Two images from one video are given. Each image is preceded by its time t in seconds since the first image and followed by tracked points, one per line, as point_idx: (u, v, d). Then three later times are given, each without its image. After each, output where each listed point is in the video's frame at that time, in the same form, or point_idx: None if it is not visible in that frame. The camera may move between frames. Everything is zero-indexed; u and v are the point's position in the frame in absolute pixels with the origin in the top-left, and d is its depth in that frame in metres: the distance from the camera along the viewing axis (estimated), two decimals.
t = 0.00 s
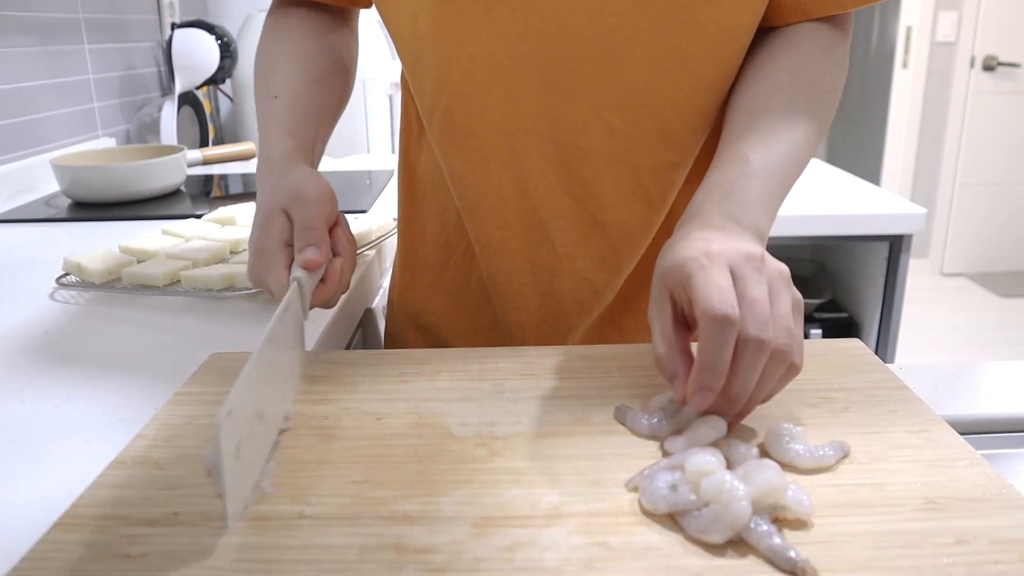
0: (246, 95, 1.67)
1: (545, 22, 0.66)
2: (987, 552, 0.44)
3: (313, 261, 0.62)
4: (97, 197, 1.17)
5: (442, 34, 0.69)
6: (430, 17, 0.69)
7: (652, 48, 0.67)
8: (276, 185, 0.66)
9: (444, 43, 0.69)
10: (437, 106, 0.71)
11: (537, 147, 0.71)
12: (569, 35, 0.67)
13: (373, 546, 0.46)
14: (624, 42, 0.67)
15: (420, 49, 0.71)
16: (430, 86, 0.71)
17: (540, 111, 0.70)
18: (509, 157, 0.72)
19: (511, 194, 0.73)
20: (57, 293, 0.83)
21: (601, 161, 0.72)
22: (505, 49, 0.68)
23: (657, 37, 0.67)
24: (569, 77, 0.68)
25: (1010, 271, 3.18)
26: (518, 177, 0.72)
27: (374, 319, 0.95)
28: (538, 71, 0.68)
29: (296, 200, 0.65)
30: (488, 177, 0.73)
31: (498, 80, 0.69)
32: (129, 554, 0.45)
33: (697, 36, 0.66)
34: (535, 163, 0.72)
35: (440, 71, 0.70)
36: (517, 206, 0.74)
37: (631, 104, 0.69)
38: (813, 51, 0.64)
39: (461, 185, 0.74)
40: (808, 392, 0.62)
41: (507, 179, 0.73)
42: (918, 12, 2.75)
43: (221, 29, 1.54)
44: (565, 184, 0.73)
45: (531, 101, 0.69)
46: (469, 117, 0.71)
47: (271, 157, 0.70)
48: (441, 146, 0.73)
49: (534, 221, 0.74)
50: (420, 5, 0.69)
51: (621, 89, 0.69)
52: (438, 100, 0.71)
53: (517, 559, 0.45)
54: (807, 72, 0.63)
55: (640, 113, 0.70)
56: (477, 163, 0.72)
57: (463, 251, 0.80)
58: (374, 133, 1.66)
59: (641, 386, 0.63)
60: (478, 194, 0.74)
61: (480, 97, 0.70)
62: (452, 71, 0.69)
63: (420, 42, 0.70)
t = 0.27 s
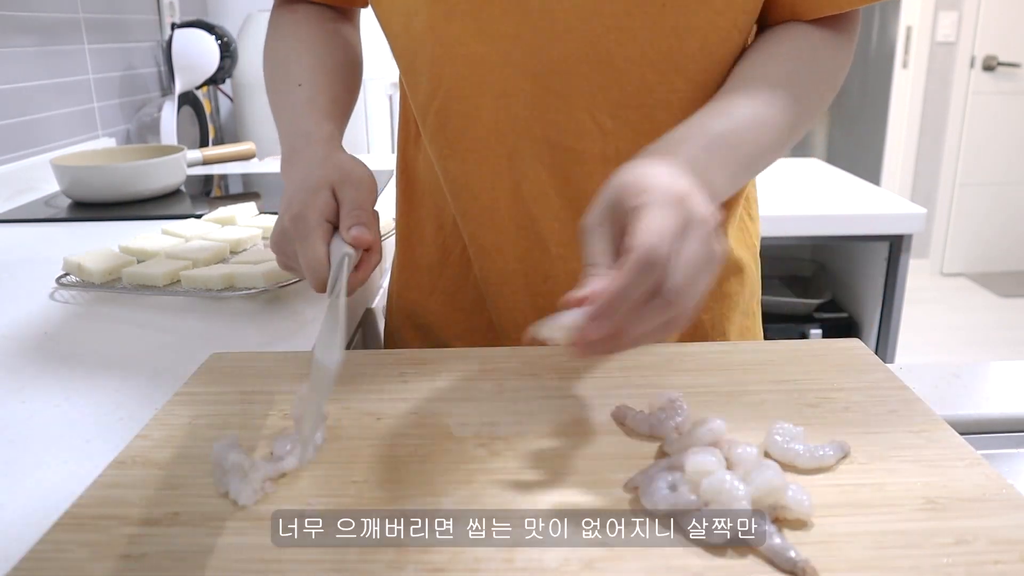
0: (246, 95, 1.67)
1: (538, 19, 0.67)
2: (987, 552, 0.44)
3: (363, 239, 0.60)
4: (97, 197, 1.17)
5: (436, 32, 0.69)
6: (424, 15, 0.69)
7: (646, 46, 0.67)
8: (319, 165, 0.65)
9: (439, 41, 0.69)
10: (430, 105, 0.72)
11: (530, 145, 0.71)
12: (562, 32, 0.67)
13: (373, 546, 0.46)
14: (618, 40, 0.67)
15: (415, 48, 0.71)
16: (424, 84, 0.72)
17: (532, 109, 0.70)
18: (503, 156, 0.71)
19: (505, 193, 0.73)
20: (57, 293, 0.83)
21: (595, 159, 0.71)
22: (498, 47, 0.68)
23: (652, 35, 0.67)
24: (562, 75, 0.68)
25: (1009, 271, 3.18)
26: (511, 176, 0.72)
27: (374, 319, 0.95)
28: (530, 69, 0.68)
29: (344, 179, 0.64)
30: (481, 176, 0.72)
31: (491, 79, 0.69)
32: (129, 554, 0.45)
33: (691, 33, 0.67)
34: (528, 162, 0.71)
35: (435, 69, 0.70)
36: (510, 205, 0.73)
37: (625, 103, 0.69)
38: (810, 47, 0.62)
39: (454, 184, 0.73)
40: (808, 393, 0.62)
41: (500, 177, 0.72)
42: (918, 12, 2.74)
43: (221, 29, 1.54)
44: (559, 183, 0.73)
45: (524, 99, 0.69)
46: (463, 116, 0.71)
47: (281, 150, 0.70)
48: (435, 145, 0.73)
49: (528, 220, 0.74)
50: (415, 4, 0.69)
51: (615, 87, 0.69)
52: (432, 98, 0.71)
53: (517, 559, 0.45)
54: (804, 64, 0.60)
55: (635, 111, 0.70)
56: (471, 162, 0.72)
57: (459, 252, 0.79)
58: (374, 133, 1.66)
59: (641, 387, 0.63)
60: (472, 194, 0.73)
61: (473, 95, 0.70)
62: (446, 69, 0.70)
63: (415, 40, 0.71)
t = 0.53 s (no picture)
0: (246, 95, 1.67)
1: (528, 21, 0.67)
2: (987, 553, 0.44)
3: (346, 265, 0.62)
4: (97, 197, 1.17)
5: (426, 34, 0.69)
6: (415, 16, 0.69)
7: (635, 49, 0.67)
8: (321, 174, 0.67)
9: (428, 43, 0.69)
10: (422, 107, 0.71)
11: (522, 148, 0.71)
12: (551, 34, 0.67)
13: (373, 546, 0.46)
14: (608, 42, 0.67)
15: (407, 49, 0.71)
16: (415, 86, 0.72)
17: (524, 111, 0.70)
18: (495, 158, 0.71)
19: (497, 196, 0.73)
20: (57, 293, 0.83)
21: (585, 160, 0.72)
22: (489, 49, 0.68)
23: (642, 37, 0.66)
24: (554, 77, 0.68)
25: (1009, 271, 3.18)
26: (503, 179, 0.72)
27: (374, 319, 0.95)
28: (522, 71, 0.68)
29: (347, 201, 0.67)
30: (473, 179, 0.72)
31: (482, 80, 0.69)
32: (129, 554, 0.45)
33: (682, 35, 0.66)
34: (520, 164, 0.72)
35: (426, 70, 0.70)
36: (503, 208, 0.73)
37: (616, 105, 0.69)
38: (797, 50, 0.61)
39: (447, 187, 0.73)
40: (808, 393, 0.62)
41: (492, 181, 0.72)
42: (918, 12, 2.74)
43: (221, 29, 1.54)
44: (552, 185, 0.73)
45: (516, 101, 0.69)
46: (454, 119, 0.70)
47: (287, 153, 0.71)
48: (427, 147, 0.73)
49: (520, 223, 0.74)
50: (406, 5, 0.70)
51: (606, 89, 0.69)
52: (423, 100, 0.71)
53: (517, 559, 0.45)
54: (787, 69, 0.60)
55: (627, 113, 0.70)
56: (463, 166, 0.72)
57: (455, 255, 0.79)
58: (375, 133, 1.66)
59: (641, 386, 0.63)
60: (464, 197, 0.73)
61: (463, 98, 0.69)
62: (436, 71, 0.69)
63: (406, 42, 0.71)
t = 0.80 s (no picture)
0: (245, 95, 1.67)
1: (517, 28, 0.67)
2: (987, 553, 0.44)
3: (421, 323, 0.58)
4: (97, 197, 1.17)
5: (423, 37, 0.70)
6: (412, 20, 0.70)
7: (625, 51, 0.67)
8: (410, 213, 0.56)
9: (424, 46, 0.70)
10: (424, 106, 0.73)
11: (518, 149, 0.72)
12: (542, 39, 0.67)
13: (373, 546, 0.46)
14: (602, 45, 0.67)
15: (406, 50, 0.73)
16: (416, 86, 0.74)
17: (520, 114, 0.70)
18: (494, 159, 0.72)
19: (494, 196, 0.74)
20: (57, 293, 0.83)
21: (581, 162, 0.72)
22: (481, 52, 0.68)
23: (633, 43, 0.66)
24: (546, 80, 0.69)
25: (1009, 271, 3.18)
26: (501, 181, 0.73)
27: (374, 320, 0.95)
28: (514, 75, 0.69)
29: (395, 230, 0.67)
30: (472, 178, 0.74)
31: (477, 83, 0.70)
32: (129, 554, 0.45)
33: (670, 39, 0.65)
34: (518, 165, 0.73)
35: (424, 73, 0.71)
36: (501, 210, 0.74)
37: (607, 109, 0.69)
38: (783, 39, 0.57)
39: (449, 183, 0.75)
40: (808, 393, 0.62)
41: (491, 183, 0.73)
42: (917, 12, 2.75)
43: (221, 29, 1.54)
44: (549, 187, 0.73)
45: (512, 104, 0.70)
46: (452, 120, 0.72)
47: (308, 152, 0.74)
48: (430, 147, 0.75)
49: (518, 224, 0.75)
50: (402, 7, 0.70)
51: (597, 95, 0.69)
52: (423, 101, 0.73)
53: (517, 559, 0.45)
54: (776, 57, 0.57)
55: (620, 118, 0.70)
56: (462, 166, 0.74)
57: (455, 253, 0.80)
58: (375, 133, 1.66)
59: (641, 386, 0.63)
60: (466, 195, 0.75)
61: (461, 99, 0.71)
62: (432, 72, 0.71)
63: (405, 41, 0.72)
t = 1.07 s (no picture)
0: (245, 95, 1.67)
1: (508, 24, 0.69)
2: (988, 553, 0.44)
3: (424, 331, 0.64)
4: (97, 197, 1.17)
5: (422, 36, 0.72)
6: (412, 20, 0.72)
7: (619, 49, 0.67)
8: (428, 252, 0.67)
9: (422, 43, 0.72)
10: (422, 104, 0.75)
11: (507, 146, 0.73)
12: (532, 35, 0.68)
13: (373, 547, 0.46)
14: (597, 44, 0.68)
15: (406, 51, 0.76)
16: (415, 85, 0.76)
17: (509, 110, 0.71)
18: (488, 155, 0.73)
19: (488, 194, 0.75)
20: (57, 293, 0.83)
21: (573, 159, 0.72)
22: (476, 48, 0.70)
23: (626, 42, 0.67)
24: (535, 76, 0.70)
25: (1009, 271, 3.19)
26: (495, 178, 0.74)
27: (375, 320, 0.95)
28: (506, 70, 0.70)
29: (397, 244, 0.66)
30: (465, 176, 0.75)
31: (472, 78, 0.71)
32: (129, 554, 0.45)
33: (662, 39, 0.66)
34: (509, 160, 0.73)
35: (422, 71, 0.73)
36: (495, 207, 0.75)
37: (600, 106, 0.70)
38: (752, 28, 0.55)
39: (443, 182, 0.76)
40: (808, 393, 0.62)
41: (484, 179, 0.74)
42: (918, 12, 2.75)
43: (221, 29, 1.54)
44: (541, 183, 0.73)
45: (503, 100, 0.71)
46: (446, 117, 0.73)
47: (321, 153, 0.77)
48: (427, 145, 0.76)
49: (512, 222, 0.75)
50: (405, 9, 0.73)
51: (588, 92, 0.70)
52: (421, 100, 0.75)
53: (517, 559, 0.45)
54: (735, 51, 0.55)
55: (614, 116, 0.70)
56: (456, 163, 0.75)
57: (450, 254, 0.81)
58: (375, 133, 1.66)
59: (641, 386, 0.63)
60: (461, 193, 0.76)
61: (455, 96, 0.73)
62: (431, 69, 0.73)
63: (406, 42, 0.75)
